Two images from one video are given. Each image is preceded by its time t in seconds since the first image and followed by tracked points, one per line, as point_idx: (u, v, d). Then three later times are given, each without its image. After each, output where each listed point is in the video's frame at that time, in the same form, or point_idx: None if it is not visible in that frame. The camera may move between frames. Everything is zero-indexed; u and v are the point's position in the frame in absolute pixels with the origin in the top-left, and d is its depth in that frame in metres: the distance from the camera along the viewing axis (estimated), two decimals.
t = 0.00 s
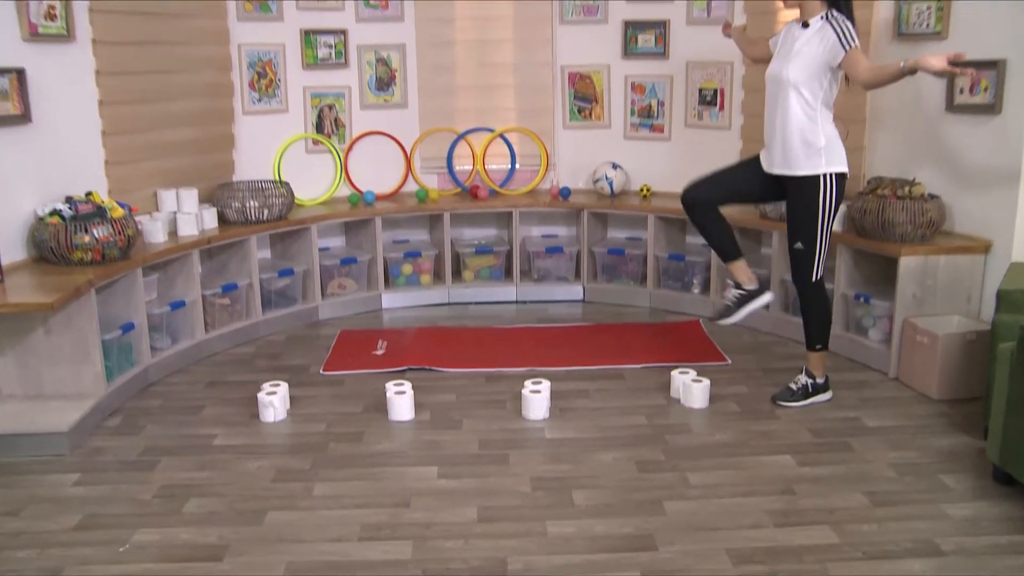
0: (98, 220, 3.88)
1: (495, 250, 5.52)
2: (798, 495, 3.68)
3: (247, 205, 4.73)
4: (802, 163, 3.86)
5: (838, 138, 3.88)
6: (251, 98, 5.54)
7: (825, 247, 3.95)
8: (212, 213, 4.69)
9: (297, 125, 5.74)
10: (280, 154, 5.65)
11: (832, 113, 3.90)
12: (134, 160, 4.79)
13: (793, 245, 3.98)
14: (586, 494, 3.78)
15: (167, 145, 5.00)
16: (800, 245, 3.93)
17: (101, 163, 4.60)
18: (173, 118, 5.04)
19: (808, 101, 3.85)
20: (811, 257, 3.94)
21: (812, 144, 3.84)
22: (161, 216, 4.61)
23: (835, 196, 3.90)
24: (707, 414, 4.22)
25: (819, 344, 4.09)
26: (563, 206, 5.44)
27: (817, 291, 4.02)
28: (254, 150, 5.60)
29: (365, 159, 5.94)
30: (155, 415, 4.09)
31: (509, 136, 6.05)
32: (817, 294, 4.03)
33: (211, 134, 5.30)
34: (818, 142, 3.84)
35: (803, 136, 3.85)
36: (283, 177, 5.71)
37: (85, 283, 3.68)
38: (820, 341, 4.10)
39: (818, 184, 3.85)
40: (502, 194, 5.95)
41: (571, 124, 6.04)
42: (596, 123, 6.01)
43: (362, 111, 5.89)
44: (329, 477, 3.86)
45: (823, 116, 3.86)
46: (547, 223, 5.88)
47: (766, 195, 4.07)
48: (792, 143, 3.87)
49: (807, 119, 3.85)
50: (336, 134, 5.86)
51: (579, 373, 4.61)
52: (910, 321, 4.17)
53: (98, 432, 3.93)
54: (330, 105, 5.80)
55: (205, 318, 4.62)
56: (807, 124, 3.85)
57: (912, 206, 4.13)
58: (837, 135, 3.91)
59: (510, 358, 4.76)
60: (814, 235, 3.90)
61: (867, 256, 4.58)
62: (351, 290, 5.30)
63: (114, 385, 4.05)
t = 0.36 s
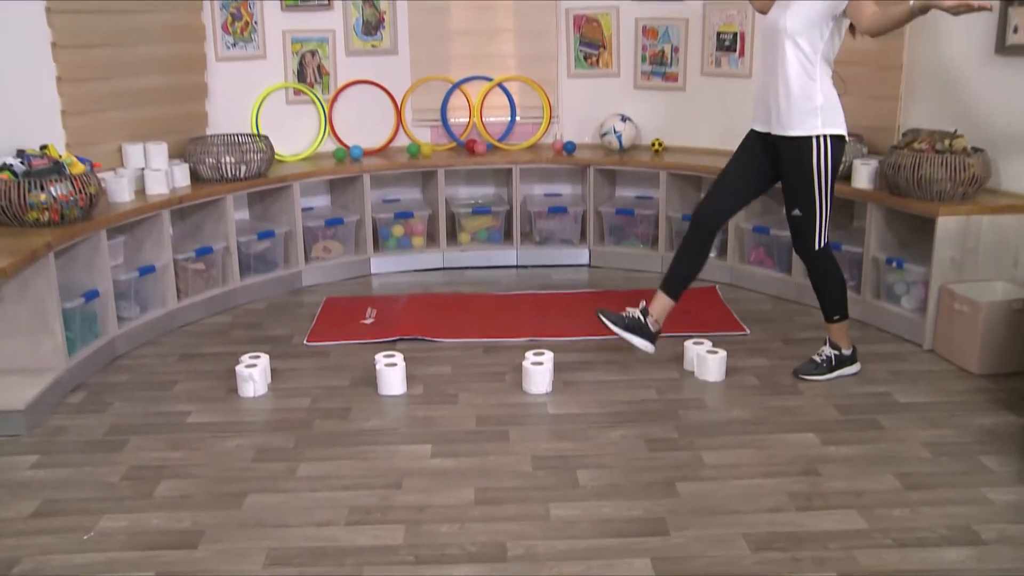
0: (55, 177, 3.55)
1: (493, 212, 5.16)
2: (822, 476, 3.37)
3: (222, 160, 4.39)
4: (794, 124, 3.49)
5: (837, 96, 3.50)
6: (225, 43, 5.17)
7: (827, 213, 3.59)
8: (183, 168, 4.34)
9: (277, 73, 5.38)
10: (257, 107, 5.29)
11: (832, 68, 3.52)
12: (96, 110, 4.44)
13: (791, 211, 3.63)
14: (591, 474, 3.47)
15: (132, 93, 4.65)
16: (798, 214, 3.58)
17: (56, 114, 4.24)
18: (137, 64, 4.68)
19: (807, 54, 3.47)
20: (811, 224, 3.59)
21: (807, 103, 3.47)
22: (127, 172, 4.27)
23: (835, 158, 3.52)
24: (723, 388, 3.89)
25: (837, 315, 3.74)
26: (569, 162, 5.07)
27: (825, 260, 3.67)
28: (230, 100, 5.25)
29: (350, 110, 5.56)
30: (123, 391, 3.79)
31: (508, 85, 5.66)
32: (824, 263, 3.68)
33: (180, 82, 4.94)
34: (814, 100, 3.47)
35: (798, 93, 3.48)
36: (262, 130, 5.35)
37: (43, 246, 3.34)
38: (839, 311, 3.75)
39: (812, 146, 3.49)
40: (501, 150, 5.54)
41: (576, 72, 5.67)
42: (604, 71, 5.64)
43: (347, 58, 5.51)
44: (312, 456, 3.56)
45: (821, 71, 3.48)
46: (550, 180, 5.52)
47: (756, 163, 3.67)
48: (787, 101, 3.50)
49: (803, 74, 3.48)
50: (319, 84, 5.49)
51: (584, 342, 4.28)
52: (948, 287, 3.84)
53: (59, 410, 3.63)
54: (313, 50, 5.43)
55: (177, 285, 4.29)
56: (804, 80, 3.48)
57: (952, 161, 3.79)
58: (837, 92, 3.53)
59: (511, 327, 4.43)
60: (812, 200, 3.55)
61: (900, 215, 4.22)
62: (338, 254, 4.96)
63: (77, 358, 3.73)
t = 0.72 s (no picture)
0: (15, 159, 3.27)
1: (492, 199, 4.85)
2: (847, 485, 3.10)
3: (199, 142, 4.11)
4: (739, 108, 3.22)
5: (787, 78, 3.25)
6: (202, 16, 4.89)
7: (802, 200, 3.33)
8: (156, 151, 4.07)
9: (259, 49, 5.09)
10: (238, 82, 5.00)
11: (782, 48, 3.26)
12: (59, 86, 4.14)
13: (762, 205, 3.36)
14: (597, 481, 3.19)
15: (97, 67, 4.35)
16: (774, 207, 3.32)
17: (17, 91, 3.95)
18: (107, 39, 4.40)
19: (753, 33, 3.21)
20: (790, 215, 3.32)
21: (753, 85, 3.21)
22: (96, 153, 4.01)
23: (798, 141, 3.27)
24: (739, 389, 3.62)
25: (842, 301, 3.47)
26: (574, 145, 4.79)
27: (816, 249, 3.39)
28: (207, 76, 4.96)
29: (338, 90, 5.28)
30: (91, 392, 3.51)
31: (508, 62, 5.39)
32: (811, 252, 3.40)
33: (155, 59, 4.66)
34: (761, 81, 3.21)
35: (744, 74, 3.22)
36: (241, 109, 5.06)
37: (3, 234, 3.06)
38: (845, 297, 3.48)
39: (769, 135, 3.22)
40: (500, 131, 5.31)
41: (582, 47, 5.37)
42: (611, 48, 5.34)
43: (336, 32, 5.23)
44: (296, 463, 3.28)
45: (767, 51, 3.23)
46: (553, 166, 5.24)
47: (715, 160, 3.37)
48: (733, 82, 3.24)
49: (750, 54, 3.22)
50: (304, 60, 5.20)
51: (590, 339, 4.01)
52: (986, 280, 3.56)
53: (21, 413, 3.36)
54: (297, 24, 5.14)
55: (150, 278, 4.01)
56: (749, 61, 3.22)
57: (990, 143, 3.53)
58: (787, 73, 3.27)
59: (512, 323, 4.15)
60: (782, 191, 3.28)
61: (935, 202, 3.92)
62: (324, 244, 4.68)
63: (39, 356, 3.46)
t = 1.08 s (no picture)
0: None
1: (494, 188, 4.60)
2: (877, 497, 2.84)
3: (177, 125, 3.87)
4: (702, 92, 2.91)
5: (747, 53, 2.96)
6: None
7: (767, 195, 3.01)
8: (131, 135, 3.82)
9: (243, 25, 4.84)
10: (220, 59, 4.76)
11: (737, 18, 2.96)
12: (26, 62, 3.89)
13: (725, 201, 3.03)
14: (606, 491, 2.94)
15: (68, 42, 4.09)
16: (736, 203, 3.00)
17: None
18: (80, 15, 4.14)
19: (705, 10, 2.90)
20: (752, 213, 3.00)
21: (712, 66, 2.91)
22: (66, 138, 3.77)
23: (768, 128, 2.97)
24: (760, 393, 3.36)
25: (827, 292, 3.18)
26: (578, 130, 4.54)
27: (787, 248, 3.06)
28: (186, 54, 4.74)
29: (327, 71, 5.03)
30: (59, 396, 3.27)
31: (511, 41, 5.13)
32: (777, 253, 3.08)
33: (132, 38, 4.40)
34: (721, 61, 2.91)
35: (701, 57, 2.91)
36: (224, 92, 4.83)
37: None
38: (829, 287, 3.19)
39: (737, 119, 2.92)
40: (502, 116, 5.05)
41: (591, 25, 5.11)
42: (621, 25, 5.09)
43: (326, 8, 4.97)
44: (281, 472, 3.03)
45: (722, 27, 2.93)
46: (559, 153, 4.98)
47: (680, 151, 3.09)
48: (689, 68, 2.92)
49: (704, 35, 2.91)
50: (291, 38, 4.94)
51: (600, 339, 3.75)
52: None
53: None
54: None
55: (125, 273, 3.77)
56: (705, 39, 2.91)
57: None
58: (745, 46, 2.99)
59: (514, 321, 3.89)
60: (746, 182, 2.96)
61: (973, 191, 3.65)
62: (313, 236, 4.42)
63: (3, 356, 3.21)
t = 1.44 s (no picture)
0: None
1: (496, 176, 4.27)
2: (917, 515, 2.56)
3: (149, 107, 3.59)
4: (683, 53, 2.56)
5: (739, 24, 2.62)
6: None
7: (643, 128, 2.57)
8: (98, 118, 3.55)
9: None
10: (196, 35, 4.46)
11: None
12: None
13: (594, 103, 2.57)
14: (618, 507, 2.67)
15: (35, 15, 3.82)
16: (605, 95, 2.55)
17: None
18: None
19: None
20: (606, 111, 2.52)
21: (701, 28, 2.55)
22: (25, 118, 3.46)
23: (718, 97, 2.60)
24: (785, 401, 3.08)
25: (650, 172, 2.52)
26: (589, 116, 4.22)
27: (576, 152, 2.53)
28: (157, 30, 4.44)
29: (316, 49, 4.76)
30: (19, 404, 3.00)
31: (515, 16, 4.85)
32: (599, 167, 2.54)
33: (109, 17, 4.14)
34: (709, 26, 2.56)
35: (689, 15, 2.55)
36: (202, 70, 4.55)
37: None
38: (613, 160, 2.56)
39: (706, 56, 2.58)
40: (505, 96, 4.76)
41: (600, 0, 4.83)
42: (630, 0, 4.82)
43: None
44: (261, 486, 2.75)
45: None
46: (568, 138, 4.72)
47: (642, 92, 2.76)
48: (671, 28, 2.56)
49: None
50: (274, 12, 4.67)
51: (610, 341, 3.47)
52: None
53: None
54: None
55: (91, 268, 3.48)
56: None
57: None
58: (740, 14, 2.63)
59: (518, 321, 3.60)
60: (646, 101, 2.54)
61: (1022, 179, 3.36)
62: (298, 229, 4.13)
63: None
